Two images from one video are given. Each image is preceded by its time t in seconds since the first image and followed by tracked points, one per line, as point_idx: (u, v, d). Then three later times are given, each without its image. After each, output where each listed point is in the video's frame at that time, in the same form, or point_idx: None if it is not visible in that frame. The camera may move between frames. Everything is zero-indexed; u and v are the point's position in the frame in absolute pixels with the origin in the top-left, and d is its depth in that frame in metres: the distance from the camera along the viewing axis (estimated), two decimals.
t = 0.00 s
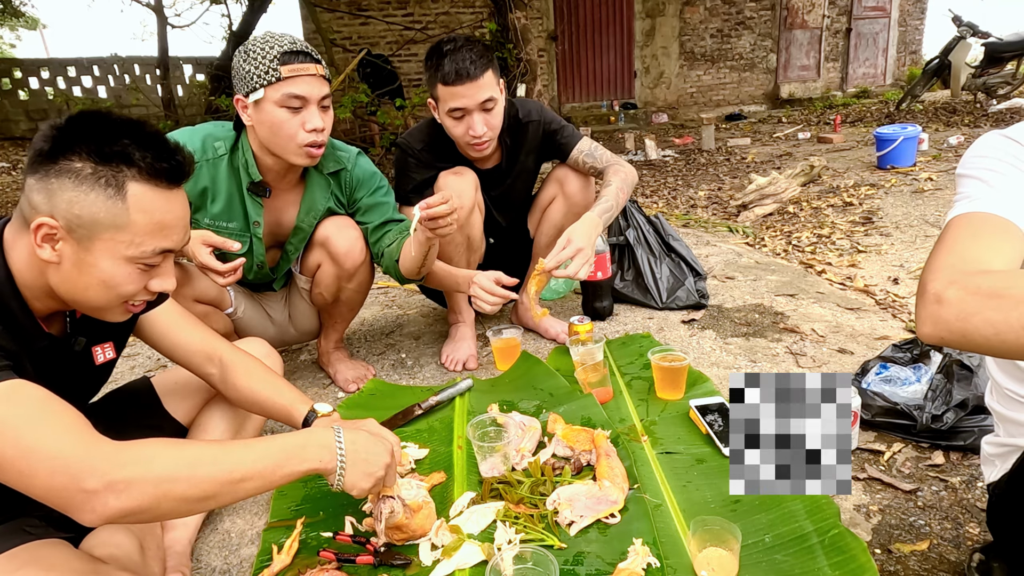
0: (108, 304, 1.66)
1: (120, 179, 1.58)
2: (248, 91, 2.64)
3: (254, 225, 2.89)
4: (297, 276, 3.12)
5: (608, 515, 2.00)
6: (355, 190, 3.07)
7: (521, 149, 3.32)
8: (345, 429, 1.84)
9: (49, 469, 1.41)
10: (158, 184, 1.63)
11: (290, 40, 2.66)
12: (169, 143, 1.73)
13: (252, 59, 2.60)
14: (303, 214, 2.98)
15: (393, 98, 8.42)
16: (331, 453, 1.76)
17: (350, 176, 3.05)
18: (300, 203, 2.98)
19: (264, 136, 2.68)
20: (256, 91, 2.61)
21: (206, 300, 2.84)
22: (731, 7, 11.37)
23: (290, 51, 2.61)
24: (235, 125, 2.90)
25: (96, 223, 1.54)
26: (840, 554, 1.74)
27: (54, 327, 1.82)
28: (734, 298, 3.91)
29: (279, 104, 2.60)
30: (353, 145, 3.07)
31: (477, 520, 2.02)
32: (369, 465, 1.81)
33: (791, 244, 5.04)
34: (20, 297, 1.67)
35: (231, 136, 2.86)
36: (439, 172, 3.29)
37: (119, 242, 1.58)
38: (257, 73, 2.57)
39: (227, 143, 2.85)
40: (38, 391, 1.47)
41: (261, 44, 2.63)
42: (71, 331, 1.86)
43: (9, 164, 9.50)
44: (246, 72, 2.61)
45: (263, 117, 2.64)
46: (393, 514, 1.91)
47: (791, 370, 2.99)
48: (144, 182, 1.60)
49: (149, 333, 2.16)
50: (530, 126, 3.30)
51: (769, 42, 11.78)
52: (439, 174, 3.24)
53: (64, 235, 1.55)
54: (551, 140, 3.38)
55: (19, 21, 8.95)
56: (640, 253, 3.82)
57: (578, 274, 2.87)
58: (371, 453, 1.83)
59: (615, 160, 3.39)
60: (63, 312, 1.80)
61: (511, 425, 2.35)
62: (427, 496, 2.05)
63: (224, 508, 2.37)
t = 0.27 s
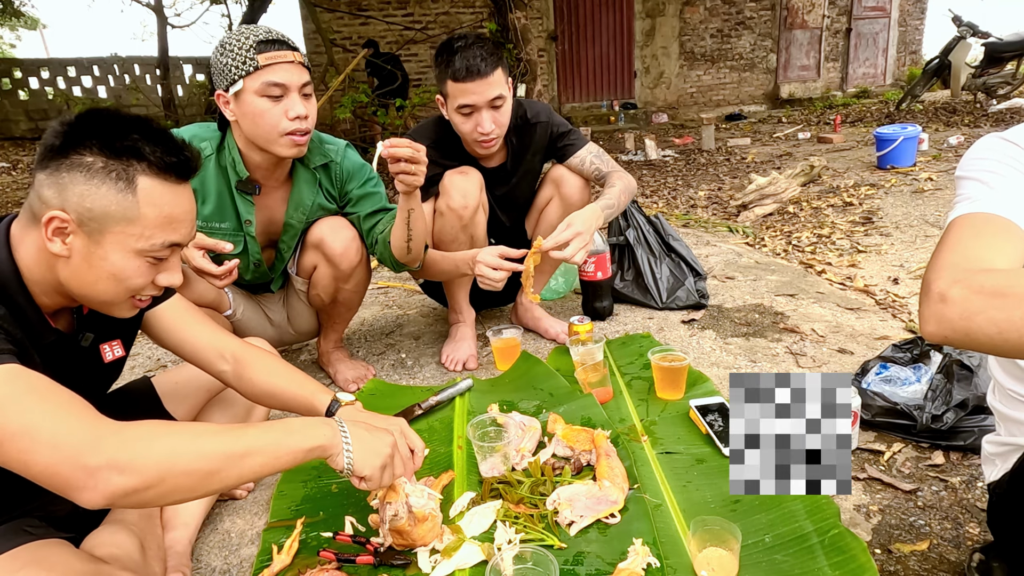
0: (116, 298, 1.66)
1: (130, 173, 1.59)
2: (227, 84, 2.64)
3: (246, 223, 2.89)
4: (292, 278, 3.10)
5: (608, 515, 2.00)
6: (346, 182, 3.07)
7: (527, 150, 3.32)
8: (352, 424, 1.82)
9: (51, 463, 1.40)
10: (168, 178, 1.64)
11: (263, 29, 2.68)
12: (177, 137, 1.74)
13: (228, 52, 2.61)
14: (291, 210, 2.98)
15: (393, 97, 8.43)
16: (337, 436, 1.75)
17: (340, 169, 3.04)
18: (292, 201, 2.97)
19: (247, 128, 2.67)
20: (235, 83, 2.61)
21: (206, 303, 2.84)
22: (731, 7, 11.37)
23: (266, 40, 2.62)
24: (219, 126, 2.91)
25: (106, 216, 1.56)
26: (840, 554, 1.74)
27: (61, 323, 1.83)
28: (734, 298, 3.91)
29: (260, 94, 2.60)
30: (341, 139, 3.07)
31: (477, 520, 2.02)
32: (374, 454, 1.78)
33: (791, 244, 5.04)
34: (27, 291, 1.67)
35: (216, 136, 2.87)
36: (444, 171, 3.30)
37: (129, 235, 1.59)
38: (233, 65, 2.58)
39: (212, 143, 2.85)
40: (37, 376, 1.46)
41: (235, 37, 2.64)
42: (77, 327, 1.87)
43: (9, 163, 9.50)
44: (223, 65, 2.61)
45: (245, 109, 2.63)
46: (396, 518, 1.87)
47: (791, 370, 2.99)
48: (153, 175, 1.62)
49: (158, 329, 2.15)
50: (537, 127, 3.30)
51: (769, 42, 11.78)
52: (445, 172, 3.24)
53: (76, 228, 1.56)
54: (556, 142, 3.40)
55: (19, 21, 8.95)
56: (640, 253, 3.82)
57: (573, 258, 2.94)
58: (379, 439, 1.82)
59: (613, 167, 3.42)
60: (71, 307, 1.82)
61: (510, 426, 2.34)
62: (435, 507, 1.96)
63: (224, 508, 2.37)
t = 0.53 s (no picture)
0: (120, 297, 1.66)
1: (138, 172, 1.60)
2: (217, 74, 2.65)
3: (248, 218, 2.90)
4: (295, 278, 3.11)
5: (608, 515, 2.00)
6: (341, 170, 3.05)
7: (531, 150, 3.32)
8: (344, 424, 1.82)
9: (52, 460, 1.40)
10: (174, 179, 1.66)
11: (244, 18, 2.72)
12: (183, 138, 1.76)
13: (214, 40, 2.64)
14: (287, 203, 2.98)
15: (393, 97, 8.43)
16: (328, 436, 1.74)
17: (334, 158, 3.03)
18: (287, 193, 2.98)
19: (241, 114, 2.66)
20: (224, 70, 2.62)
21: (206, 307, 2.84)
22: (732, 7, 11.37)
23: (249, 26, 2.66)
24: (210, 124, 2.90)
25: (113, 215, 1.56)
26: (840, 554, 1.74)
27: (64, 323, 1.83)
28: (734, 298, 3.91)
29: (251, 76, 2.61)
30: (334, 128, 3.06)
31: (477, 521, 2.02)
32: (365, 458, 1.77)
33: (791, 244, 5.04)
34: (30, 290, 1.67)
35: (210, 134, 2.87)
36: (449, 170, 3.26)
37: (135, 234, 1.59)
38: (221, 54, 2.60)
39: (206, 141, 2.84)
40: (25, 375, 1.45)
41: (218, 27, 2.68)
42: (80, 327, 1.88)
43: (9, 163, 9.51)
44: (211, 54, 2.63)
45: (237, 94, 2.64)
46: (396, 519, 1.86)
47: (791, 370, 2.99)
48: (160, 176, 1.63)
49: (160, 329, 2.15)
50: (541, 129, 3.30)
51: (769, 42, 11.79)
52: (449, 173, 3.23)
53: (82, 227, 1.56)
54: (558, 143, 3.39)
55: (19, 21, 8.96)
56: (640, 253, 3.83)
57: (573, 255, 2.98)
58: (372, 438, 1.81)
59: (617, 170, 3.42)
60: (73, 307, 1.82)
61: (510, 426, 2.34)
62: (435, 508, 1.96)
63: (224, 508, 2.37)
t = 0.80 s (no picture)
0: (118, 293, 1.66)
1: (134, 167, 1.61)
2: (212, 57, 2.66)
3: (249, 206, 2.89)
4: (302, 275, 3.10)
5: (608, 515, 2.00)
6: (338, 156, 3.07)
7: (534, 152, 3.33)
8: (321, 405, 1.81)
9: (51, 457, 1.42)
10: (171, 174, 1.66)
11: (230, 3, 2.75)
12: (180, 134, 1.77)
13: (205, 24, 2.65)
14: (288, 189, 2.97)
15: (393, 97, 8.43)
16: (303, 420, 1.73)
17: (331, 143, 3.05)
18: (286, 180, 2.97)
19: (244, 94, 2.67)
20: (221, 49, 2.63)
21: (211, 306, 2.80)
22: (731, 7, 11.37)
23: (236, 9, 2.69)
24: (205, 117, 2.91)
25: (110, 210, 1.57)
26: (840, 554, 1.74)
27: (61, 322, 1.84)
28: (734, 298, 3.91)
29: (248, 51, 2.62)
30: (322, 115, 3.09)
31: (477, 521, 2.02)
32: (348, 440, 1.77)
33: (791, 244, 5.04)
34: (25, 288, 1.67)
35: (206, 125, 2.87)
36: (451, 170, 3.26)
37: (132, 228, 1.60)
38: (214, 34, 2.61)
39: (202, 133, 2.85)
40: None
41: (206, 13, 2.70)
42: (77, 326, 1.88)
43: (9, 163, 9.51)
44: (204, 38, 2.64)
45: (236, 72, 2.64)
46: (399, 519, 1.85)
47: (791, 370, 2.99)
48: (157, 171, 1.64)
49: (160, 328, 2.15)
50: (544, 129, 3.31)
51: (769, 42, 11.78)
52: (451, 173, 3.23)
53: (78, 221, 1.56)
54: (561, 144, 3.39)
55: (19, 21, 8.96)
56: (640, 253, 3.82)
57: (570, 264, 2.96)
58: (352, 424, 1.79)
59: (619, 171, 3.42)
60: (69, 305, 1.83)
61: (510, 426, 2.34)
62: (436, 507, 1.97)
63: (224, 508, 2.37)
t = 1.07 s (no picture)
0: (109, 288, 1.66)
1: (123, 159, 1.62)
2: (210, 49, 2.66)
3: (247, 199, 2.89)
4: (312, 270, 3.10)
5: (608, 515, 2.00)
6: (332, 146, 3.07)
7: (535, 152, 3.34)
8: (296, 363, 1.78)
9: (42, 454, 1.44)
10: (159, 166, 1.68)
11: None
12: (168, 128, 1.78)
13: (205, 17, 2.65)
14: (286, 180, 2.97)
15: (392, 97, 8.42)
16: (277, 381, 1.70)
17: (324, 134, 3.06)
18: (282, 172, 2.96)
19: (239, 88, 2.67)
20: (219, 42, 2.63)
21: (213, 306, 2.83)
22: (731, 7, 11.37)
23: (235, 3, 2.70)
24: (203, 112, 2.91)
25: (99, 201, 1.57)
26: (840, 554, 1.74)
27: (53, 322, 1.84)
28: (734, 298, 3.91)
29: (247, 45, 2.63)
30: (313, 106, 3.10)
31: (478, 521, 2.02)
32: (326, 397, 1.74)
33: (791, 244, 5.04)
34: (16, 288, 1.67)
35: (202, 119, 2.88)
36: (451, 170, 3.26)
37: (121, 220, 1.60)
38: (213, 28, 2.62)
39: (198, 127, 2.84)
40: None
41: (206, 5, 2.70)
42: (69, 326, 1.88)
43: (8, 163, 9.50)
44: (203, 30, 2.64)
45: (232, 65, 2.64)
46: (395, 520, 1.85)
47: (791, 370, 2.99)
48: (146, 163, 1.65)
49: (155, 329, 2.16)
50: (545, 130, 3.31)
51: (769, 42, 11.78)
52: (451, 173, 3.22)
53: (67, 215, 1.57)
54: (562, 145, 3.39)
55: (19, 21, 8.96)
56: (640, 253, 3.82)
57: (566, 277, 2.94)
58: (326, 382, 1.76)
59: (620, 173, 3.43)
60: (62, 304, 1.83)
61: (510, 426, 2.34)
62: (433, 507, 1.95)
63: (224, 508, 2.37)
